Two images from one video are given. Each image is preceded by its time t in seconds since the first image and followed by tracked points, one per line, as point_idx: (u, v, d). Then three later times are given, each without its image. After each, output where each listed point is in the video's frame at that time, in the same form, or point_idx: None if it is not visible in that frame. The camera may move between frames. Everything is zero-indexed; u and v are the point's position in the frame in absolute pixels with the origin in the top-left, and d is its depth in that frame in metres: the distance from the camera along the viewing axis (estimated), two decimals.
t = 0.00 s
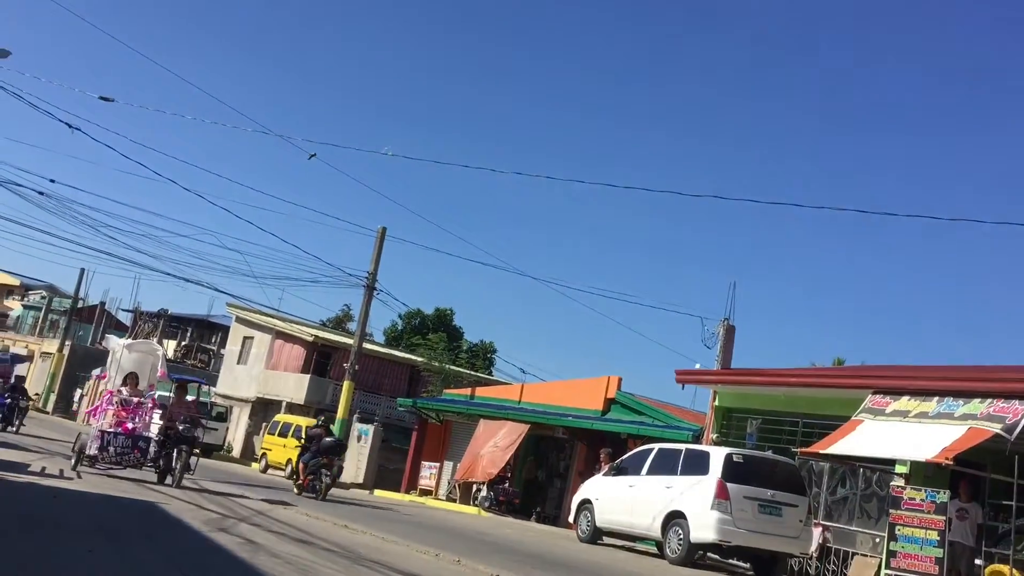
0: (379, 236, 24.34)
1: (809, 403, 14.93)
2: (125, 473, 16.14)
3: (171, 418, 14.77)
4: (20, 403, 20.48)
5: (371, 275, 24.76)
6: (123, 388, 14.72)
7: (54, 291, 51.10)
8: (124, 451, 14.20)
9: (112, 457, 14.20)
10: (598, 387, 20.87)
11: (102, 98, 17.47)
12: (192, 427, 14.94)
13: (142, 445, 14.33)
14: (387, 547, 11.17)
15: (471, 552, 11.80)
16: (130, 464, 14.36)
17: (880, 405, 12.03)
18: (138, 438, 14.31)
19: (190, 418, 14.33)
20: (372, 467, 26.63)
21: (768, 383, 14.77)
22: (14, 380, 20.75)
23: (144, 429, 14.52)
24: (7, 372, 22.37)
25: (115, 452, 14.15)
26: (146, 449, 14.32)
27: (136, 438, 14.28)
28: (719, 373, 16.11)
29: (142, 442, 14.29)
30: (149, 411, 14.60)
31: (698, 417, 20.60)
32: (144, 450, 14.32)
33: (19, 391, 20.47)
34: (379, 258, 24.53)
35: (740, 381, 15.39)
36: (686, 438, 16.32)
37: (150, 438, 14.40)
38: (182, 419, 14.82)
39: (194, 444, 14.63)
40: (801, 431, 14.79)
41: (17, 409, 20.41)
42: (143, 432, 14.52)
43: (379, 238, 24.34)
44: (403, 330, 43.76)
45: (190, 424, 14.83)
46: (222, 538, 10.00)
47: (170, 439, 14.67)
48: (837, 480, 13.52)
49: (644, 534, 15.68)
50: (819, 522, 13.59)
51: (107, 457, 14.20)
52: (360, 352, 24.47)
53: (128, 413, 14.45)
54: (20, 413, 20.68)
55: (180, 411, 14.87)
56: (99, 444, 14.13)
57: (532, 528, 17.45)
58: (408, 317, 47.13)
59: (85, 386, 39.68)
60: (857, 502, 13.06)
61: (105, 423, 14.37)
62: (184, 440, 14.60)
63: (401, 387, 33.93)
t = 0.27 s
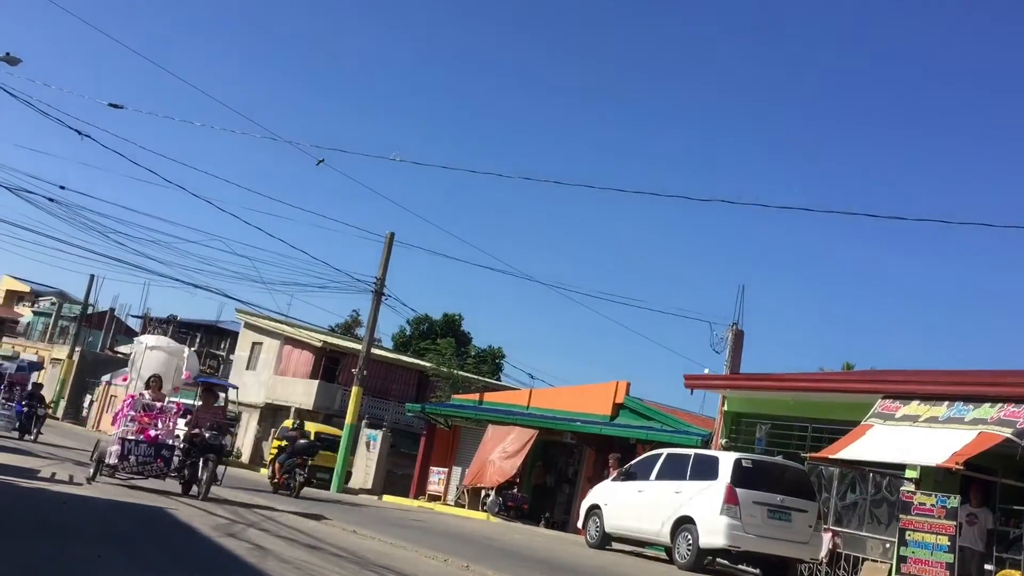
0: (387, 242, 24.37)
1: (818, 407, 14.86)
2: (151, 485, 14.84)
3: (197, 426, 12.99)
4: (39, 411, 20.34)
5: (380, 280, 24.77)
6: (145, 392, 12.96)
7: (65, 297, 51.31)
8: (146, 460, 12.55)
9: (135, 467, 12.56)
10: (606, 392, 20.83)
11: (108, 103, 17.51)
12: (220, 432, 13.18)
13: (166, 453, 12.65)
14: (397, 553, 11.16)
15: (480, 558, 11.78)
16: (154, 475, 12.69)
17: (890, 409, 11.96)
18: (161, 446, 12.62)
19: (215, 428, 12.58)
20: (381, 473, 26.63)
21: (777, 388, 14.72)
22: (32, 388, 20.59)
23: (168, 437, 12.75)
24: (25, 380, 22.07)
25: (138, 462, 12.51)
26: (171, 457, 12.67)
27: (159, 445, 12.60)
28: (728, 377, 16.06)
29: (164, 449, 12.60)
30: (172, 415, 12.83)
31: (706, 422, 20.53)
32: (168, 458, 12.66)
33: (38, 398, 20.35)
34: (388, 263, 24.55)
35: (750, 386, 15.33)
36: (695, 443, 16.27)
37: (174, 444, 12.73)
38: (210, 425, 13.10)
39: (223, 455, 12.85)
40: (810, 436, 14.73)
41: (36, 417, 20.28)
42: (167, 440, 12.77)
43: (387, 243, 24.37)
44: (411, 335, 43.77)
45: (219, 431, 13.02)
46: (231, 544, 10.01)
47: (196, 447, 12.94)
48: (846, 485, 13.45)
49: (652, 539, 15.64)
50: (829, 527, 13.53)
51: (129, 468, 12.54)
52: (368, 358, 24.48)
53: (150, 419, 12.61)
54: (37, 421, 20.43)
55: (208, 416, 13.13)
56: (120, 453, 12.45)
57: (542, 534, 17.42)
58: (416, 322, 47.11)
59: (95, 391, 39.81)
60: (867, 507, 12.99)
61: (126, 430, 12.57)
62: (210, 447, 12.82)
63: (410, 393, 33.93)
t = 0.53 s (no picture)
0: (393, 244, 24.42)
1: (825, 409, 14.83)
2: (167, 492, 14.18)
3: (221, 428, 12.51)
4: (55, 415, 20.42)
5: (386, 283, 24.83)
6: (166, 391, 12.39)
7: (72, 300, 51.55)
8: (169, 466, 11.89)
9: (155, 472, 11.89)
10: (612, 395, 20.82)
11: (116, 106, 17.59)
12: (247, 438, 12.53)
13: (191, 458, 12.06)
14: (403, 555, 11.17)
15: (485, 560, 11.79)
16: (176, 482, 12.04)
17: (897, 412, 11.93)
18: (184, 451, 11.99)
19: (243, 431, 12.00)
20: (387, 475, 26.67)
21: (783, 390, 14.70)
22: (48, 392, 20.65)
23: (192, 441, 12.19)
24: (40, 382, 21.81)
25: (159, 468, 11.86)
26: (194, 464, 12.04)
27: (183, 450, 11.99)
28: (734, 379, 16.04)
29: (188, 454, 12.02)
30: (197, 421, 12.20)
31: (713, 425, 20.49)
32: (191, 463, 12.04)
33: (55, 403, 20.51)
34: (394, 265, 24.61)
35: (756, 389, 15.31)
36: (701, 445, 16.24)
37: (198, 450, 12.12)
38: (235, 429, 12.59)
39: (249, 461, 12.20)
40: (817, 438, 14.71)
41: (52, 422, 20.35)
42: (189, 445, 12.18)
43: (393, 246, 24.42)
44: (417, 338, 43.79)
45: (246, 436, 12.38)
46: (239, 546, 10.03)
47: (221, 453, 12.37)
48: (853, 488, 13.42)
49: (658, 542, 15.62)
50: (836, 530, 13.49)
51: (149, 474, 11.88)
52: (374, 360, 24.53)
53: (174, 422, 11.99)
54: (53, 426, 20.51)
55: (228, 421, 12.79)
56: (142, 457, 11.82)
57: (547, 536, 17.43)
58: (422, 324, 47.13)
59: (102, 393, 39.92)
60: (874, 510, 12.95)
61: (146, 433, 11.95)
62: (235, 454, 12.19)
63: (416, 395, 33.96)
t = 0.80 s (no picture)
0: (399, 246, 24.42)
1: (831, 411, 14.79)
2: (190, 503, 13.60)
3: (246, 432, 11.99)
4: (69, 418, 20.57)
5: (391, 284, 24.84)
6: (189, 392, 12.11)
7: (78, 301, 51.68)
8: (192, 472, 11.45)
9: (176, 479, 11.44)
10: (617, 396, 20.79)
11: (122, 107, 17.66)
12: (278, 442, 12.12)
13: (215, 464, 11.59)
14: (408, 557, 11.18)
15: (490, 562, 11.78)
16: (198, 490, 11.57)
17: (903, 414, 11.89)
18: (208, 456, 11.57)
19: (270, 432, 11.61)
20: (392, 477, 26.68)
21: (789, 392, 14.67)
22: (63, 395, 20.67)
23: (215, 445, 11.78)
24: (55, 385, 21.27)
25: (182, 473, 11.41)
26: (218, 470, 11.58)
27: (207, 454, 11.54)
28: (740, 381, 16.01)
29: (213, 460, 11.55)
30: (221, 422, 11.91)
31: (718, 426, 20.45)
32: (215, 469, 11.60)
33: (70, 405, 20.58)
34: (399, 267, 24.61)
35: (762, 391, 15.28)
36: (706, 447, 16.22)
37: (222, 455, 11.68)
38: (262, 432, 12.17)
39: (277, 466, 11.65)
40: (823, 440, 14.67)
41: (67, 425, 20.48)
42: (213, 449, 11.79)
43: (399, 247, 24.42)
44: (422, 339, 43.79)
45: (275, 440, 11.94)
46: (243, 547, 10.05)
47: (247, 458, 11.90)
48: (859, 490, 13.37)
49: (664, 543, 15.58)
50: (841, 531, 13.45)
51: (170, 481, 11.42)
52: (380, 362, 24.55)
53: (196, 422, 11.72)
54: (69, 428, 20.85)
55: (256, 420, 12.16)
56: (163, 462, 11.38)
57: (552, 538, 17.41)
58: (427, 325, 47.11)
59: (108, 394, 40.04)
60: (880, 512, 12.91)
61: (168, 436, 11.60)
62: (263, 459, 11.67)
63: (421, 396, 33.97)
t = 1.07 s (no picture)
0: (403, 247, 24.44)
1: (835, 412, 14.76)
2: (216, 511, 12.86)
3: (276, 434, 11.76)
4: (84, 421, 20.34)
5: (396, 285, 24.85)
6: (212, 390, 11.14)
7: (84, 302, 51.86)
8: (218, 478, 10.60)
9: (200, 485, 10.55)
10: (622, 397, 20.78)
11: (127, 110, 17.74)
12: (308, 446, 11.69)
13: (243, 470, 10.79)
14: (412, 557, 11.18)
15: (494, 562, 11.78)
16: (222, 497, 10.76)
17: (907, 415, 11.87)
18: (235, 461, 10.76)
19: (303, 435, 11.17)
20: (397, 477, 26.69)
21: (793, 393, 14.64)
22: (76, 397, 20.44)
23: (242, 448, 10.92)
24: (69, 387, 21.48)
25: (206, 479, 10.53)
26: (246, 476, 10.79)
27: (234, 458, 10.75)
28: (745, 382, 15.99)
29: (240, 465, 10.75)
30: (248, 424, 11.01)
31: (723, 427, 20.43)
32: (243, 475, 10.79)
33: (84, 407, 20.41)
34: (403, 268, 24.63)
35: (766, 392, 15.25)
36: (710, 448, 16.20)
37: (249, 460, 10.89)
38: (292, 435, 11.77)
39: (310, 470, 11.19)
40: (828, 442, 14.64)
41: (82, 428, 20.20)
42: (239, 453, 10.92)
43: (403, 248, 24.44)
44: (427, 340, 43.80)
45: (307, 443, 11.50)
46: (248, 547, 10.08)
47: (277, 462, 11.45)
48: (864, 492, 13.35)
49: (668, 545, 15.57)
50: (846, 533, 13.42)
51: (193, 488, 10.54)
52: (384, 363, 24.56)
53: (221, 423, 10.79)
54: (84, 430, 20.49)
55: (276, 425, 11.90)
56: (186, 468, 10.46)
57: (557, 538, 17.41)
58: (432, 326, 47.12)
59: (113, 395, 40.15)
60: (885, 513, 12.87)
61: (190, 439, 10.65)
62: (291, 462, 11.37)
63: (426, 397, 33.98)
